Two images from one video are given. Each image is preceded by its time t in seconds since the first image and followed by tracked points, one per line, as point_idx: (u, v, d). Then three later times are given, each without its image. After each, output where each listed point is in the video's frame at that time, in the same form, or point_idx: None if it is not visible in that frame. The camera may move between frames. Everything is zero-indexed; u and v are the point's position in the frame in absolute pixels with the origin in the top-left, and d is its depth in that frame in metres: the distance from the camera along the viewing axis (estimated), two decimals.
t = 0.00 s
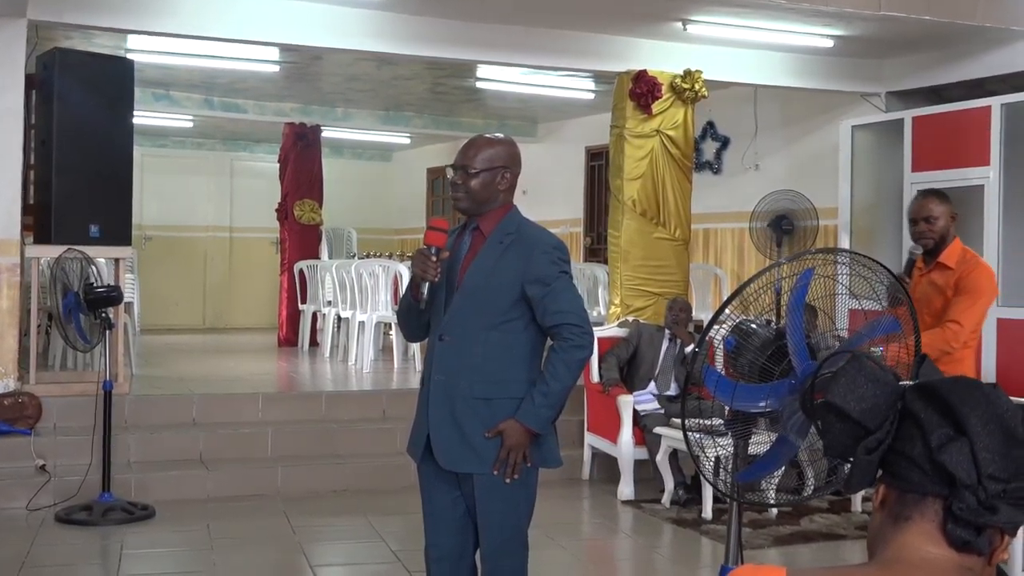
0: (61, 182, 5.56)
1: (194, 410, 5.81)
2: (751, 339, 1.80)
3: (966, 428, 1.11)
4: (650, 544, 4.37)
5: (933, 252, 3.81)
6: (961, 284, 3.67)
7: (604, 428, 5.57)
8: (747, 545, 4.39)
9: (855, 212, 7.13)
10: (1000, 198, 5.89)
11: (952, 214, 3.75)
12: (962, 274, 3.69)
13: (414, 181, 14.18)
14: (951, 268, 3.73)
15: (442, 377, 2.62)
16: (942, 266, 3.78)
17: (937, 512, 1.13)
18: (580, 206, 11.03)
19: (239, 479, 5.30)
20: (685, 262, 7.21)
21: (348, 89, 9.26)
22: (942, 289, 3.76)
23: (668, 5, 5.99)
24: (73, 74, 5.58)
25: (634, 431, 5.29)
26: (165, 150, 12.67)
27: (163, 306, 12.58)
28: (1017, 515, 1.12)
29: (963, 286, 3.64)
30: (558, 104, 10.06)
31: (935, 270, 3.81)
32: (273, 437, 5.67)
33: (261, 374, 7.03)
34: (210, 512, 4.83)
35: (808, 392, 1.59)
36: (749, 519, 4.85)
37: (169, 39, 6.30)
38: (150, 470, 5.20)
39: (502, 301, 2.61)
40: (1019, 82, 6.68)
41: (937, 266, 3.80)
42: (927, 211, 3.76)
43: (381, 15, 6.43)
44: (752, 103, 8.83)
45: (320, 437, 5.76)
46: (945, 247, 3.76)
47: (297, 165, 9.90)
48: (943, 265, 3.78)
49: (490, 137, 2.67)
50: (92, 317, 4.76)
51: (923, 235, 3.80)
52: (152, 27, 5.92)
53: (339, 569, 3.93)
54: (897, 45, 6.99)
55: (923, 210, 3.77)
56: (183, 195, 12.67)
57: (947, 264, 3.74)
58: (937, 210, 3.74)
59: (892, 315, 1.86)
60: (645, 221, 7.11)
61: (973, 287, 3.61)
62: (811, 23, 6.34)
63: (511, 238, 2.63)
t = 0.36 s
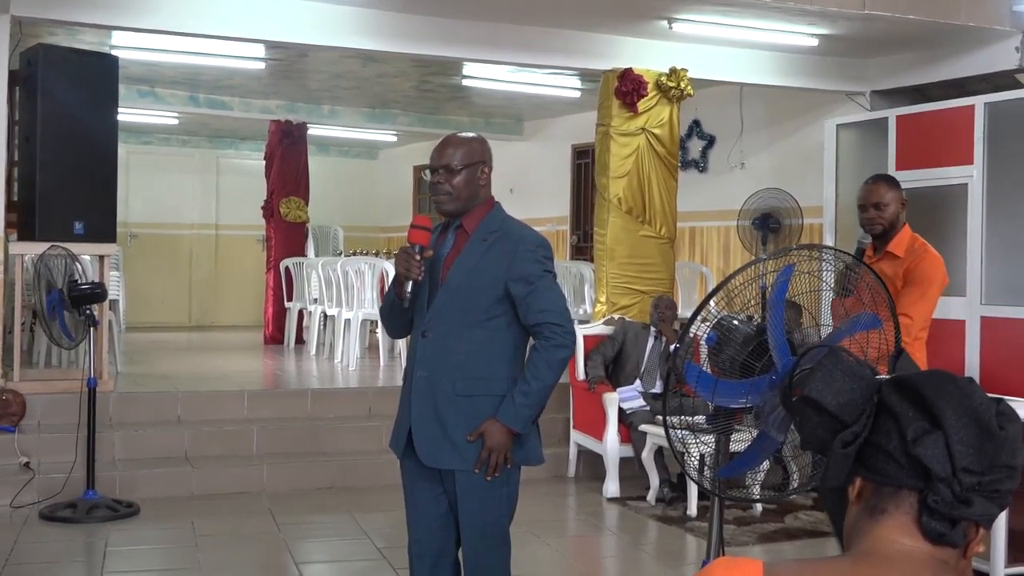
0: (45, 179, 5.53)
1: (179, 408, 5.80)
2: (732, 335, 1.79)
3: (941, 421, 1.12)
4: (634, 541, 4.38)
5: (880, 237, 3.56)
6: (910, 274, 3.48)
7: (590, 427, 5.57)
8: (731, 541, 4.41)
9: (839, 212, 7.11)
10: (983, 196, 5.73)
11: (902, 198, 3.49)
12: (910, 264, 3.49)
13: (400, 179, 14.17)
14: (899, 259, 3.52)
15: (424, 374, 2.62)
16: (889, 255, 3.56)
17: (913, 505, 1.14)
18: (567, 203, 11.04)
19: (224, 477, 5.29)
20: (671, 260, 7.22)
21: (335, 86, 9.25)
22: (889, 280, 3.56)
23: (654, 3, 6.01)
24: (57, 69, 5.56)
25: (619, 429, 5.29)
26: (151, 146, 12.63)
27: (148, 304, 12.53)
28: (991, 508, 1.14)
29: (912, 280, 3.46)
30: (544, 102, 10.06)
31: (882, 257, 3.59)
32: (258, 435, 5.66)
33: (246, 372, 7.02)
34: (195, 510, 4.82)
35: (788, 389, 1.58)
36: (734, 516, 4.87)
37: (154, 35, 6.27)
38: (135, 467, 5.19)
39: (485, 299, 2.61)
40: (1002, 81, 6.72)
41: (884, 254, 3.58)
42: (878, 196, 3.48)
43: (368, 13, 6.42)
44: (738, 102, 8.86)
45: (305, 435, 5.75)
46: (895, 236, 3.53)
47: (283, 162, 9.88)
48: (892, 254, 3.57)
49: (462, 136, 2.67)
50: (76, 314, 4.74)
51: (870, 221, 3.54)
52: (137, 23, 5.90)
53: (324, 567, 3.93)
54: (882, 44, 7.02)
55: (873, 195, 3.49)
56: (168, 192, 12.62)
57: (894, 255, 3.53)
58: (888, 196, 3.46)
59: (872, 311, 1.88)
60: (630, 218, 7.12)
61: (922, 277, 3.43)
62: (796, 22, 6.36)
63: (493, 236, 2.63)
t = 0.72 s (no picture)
0: (51, 176, 5.55)
1: (186, 404, 5.81)
2: (738, 329, 1.79)
3: (945, 412, 1.12)
4: (641, 535, 4.38)
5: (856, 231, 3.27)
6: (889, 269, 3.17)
7: (596, 421, 5.57)
8: (739, 536, 4.40)
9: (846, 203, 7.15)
10: (990, 189, 5.71)
11: (880, 190, 3.20)
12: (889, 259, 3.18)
13: (405, 175, 14.18)
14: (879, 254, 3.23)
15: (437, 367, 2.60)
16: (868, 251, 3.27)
17: (916, 496, 1.14)
18: (572, 198, 11.04)
19: (231, 472, 5.30)
20: (677, 255, 7.21)
21: (339, 83, 9.25)
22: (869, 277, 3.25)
23: None
24: (63, 67, 5.57)
25: (625, 424, 5.29)
26: (156, 144, 12.65)
27: (155, 301, 12.56)
28: (996, 498, 1.13)
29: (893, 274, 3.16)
30: (549, 97, 10.06)
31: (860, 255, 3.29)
32: (265, 430, 5.67)
33: (253, 368, 7.04)
34: (202, 505, 4.83)
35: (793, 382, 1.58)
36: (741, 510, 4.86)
37: (158, 32, 6.27)
38: (142, 464, 5.20)
39: (490, 287, 2.62)
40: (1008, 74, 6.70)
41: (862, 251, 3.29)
42: (854, 189, 3.19)
43: (372, 9, 6.43)
44: (743, 96, 8.84)
45: (312, 431, 5.76)
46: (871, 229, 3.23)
47: (289, 159, 9.89)
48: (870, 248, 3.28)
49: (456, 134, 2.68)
50: (83, 311, 4.75)
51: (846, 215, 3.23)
52: (142, 21, 5.91)
53: (331, 562, 3.94)
54: (887, 37, 7.00)
55: (850, 187, 3.19)
56: (174, 189, 12.65)
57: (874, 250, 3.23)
58: (865, 188, 3.18)
59: (877, 304, 1.88)
60: (636, 213, 7.12)
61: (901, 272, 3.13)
62: (801, 15, 6.35)
63: (499, 228, 2.64)
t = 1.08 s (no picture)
0: (52, 176, 5.56)
1: (186, 404, 5.81)
2: (736, 329, 1.79)
3: (941, 412, 1.11)
4: (642, 536, 4.38)
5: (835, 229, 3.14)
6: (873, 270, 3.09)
7: (597, 421, 5.56)
8: (739, 536, 4.39)
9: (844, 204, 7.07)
10: (991, 190, 5.70)
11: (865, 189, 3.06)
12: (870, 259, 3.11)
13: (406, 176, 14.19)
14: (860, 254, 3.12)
15: (433, 365, 2.62)
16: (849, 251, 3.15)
17: (912, 496, 1.14)
18: (573, 199, 11.04)
19: (231, 472, 5.30)
20: (677, 255, 7.22)
21: (341, 83, 9.26)
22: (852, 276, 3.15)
23: None
24: (64, 67, 5.58)
25: (625, 424, 5.28)
26: (157, 144, 12.65)
27: (156, 302, 12.57)
28: (991, 498, 1.13)
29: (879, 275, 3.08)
30: (550, 97, 10.06)
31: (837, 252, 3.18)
32: (266, 430, 5.67)
33: (254, 368, 7.04)
34: (203, 505, 4.83)
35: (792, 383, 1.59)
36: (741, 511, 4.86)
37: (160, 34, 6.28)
38: (143, 464, 5.20)
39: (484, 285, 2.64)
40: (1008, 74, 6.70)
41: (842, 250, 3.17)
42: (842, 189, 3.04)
43: (373, 10, 6.43)
44: (744, 97, 8.85)
45: (312, 430, 5.76)
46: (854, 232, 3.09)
47: (290, 159, 9.89)
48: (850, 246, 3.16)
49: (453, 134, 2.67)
50: (84, 311, 4.75)
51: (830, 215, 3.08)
52: (143, 22, 5.91)
53: (332, 562, 3.94)
54: (888, 38, 7.01)
55: (837, 187, 3.04)
56: (175, 190, 12.66)
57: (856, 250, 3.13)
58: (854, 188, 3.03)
59: (875, 304, 1.86)
60: (636, 214, 7.12)
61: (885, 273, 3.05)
62: (801, 16, 6.35)
63: (495, 227, 2.65)
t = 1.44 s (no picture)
0: (49, 177, 5.55)
1: (184, 404, 5.81)
2: (732, 328, 1.79)
3: (935, 411, 1.12)
4: (640, 536, 4.38)
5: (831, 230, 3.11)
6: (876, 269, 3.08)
7: (596, 422, 5.55)
8: (736, 536, 4.39)
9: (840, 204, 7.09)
10: (988, 190, 5.70)
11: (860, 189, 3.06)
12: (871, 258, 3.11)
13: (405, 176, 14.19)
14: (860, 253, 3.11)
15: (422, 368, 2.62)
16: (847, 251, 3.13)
17: (906, 496, 1.14)
18: (571, 199, 11.04)
19: (230, 473, 5.29)
20: (675, 256, 7.22)
21: (339, 83, 9.25)
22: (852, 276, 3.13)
23: None
24: (62, 67, 5.57)
25: (623, 424, 5.28)
26: (155, 144, 12.65)
27: (155, 302, 12.57)
28: (986, 497, 1.13)
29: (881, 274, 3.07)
30: (548, 97, 10.06)
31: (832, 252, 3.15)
32: (263, 431, 5.66)
33: (252, 368, 7.03)
34: (201, 506, 4.82)
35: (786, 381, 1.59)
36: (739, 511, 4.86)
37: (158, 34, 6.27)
38: (141, 464, 5.20)
39: (480, 295, 2.62)
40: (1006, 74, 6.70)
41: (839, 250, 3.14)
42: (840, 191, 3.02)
43: (371, 10, 6.43)
44: (742, 97, 8.85)
45: (310, 431, 5.75)
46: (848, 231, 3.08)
47: (288, 159, 9.89)
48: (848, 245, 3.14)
49: (459, 131, 2.66)
50: (81, 312, 4.74)
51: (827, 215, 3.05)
52: (141, 23, 5.91)
53: (329, 562, 3.93)
54: (886, 38, 7.01)
55: (835, 188, 3.01)
56: (174, 191, 12.66)
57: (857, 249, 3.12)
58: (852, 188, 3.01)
59: (871, 304, 1.84)
60: (635, 214, 7.12)
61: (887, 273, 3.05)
62: (799, 16, 6.35)
63: (491, 231, 2.64)
